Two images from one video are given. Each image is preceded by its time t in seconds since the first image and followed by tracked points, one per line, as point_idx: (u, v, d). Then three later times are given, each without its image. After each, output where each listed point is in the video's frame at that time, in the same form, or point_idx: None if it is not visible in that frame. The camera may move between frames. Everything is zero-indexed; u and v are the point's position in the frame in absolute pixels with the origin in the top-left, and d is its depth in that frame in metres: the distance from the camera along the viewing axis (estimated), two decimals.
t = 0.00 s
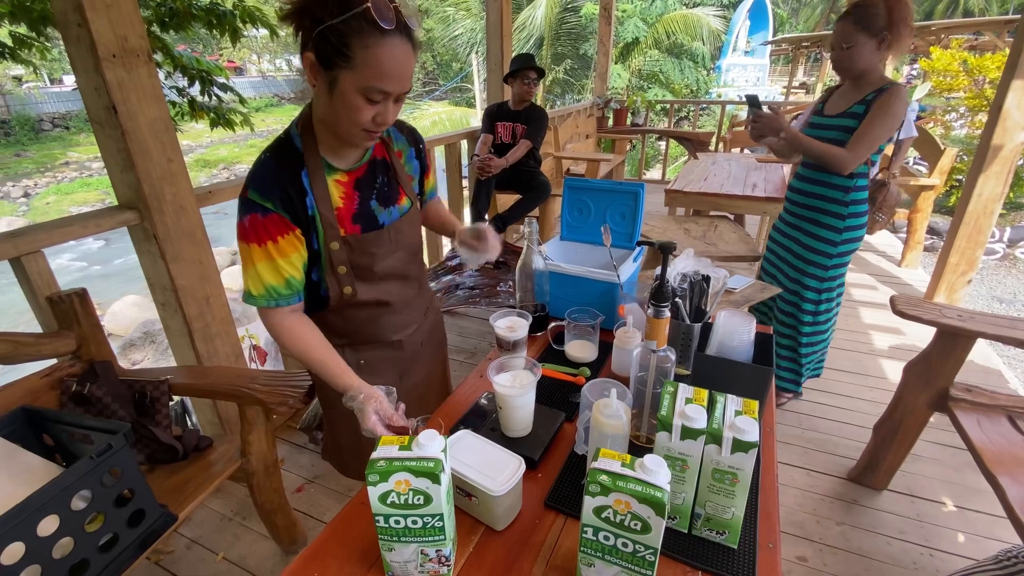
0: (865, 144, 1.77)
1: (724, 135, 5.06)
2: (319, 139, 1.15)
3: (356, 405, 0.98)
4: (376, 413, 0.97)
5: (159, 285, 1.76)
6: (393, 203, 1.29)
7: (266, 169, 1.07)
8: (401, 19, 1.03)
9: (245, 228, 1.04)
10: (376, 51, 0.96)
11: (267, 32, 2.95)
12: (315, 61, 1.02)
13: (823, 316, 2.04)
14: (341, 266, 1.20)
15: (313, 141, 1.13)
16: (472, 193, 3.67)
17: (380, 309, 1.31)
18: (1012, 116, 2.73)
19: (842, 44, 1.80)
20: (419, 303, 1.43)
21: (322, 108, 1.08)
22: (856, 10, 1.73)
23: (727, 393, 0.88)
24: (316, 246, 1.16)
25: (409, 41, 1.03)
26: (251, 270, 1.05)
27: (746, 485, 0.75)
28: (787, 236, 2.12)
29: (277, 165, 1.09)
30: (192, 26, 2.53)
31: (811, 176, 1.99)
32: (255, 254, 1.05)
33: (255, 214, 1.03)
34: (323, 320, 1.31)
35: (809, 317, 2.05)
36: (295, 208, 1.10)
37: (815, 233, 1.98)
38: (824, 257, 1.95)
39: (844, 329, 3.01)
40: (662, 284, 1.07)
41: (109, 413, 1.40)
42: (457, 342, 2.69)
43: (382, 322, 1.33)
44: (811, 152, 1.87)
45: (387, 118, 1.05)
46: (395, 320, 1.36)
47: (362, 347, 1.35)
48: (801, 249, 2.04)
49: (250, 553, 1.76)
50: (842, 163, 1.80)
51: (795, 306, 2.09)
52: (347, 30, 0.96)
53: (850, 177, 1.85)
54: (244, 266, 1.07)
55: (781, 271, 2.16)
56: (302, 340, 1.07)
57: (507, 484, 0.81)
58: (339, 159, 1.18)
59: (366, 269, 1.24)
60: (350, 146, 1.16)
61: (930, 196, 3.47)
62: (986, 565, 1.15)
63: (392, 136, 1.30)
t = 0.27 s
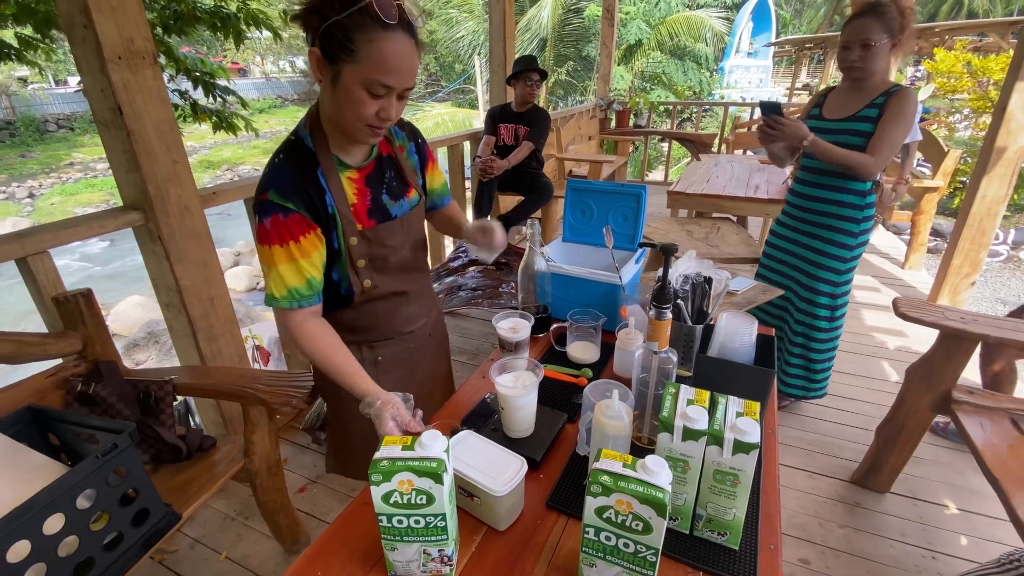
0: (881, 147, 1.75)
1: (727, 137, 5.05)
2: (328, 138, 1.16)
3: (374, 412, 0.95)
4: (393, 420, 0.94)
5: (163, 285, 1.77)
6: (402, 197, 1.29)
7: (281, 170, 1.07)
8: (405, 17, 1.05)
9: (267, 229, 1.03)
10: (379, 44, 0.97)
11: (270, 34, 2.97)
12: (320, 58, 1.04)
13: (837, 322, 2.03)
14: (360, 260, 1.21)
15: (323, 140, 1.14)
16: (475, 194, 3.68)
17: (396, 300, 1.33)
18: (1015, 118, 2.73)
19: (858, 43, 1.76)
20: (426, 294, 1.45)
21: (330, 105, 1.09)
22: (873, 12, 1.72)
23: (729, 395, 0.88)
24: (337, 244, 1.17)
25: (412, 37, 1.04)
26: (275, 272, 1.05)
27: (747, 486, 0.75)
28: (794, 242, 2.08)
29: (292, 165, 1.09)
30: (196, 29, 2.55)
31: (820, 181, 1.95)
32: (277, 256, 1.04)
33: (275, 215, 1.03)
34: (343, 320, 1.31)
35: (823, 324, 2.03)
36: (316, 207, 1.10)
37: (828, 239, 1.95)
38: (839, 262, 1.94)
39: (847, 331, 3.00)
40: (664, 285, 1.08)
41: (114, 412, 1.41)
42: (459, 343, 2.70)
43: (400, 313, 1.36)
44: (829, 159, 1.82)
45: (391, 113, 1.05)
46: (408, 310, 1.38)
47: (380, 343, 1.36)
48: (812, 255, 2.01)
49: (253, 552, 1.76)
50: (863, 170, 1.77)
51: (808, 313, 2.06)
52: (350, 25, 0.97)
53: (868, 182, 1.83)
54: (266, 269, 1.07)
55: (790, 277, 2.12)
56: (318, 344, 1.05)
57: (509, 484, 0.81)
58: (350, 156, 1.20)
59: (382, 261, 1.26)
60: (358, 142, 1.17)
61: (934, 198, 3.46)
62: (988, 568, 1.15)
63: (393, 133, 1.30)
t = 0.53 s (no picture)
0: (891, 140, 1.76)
1: (730, 137, 5.04)
2: (331, 144, 1.15)
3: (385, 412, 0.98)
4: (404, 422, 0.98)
5: (166, 284, 1.78)
6: (400, 213, 1.26)
7: (278, 168, 1.08)
8: (412, 22, 1.04)
9: (261, 226, 1.05)
10: (385, 50, 0.97)
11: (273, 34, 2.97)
12: (327, 62, 1.04)
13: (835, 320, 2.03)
14: (350, 265, 1.22)
15: (326, 145, 1.14)
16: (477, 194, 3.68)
17: (387, 307, 1.34)
18: (1020, 118, 2.72)
19: (862, 43, 1.73)
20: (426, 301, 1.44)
21: (336, 110, 1.09)
22: (876, 10, 1.69)
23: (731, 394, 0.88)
24: (327, 248, 1.18)
25: (419, 43, 1.04)
26: (272, 269, 1.07)
27: (750, 486, 0.75)
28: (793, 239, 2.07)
29: (291, 165, 1.10)
30: (199, 29, 2.56)
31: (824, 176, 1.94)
32: (273, 252, 1.07)
33: (269, 212, 1.04)
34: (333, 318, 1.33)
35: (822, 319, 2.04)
36: (309, 208, 1.11)
37: (830, 236, 1.95)
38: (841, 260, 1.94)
39: (850, 332, 2.99)
40: (666, 284, 1.08)
41: (117, 410, 1.41)
42: (461, 343, 2.70)
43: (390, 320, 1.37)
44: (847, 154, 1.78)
45: (396, 119, 1.05)
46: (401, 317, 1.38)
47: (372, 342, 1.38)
48: (812, 252, 2.01)
49: (255, 551, 1.77)
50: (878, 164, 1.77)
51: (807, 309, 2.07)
52: (356, 30, 0.97)
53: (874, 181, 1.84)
54: (261, 266, 1.09)
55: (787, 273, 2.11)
56: (325, 346, 1.09)
57: (510, 483, 0.81)
58: (351, 164, 1.18)
59: (375, 269, 1.26)
60: (361, 151, 1.16)
61: (937, 198, 3.45)
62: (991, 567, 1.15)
63: (400, 146, 1.24)
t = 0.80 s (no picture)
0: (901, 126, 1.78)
1: (732, 137, 5.04)
2: (328, 149, 1.15)
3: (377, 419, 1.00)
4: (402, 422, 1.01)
5: (170, 285, 1.78)
6: (398, 220, 1.26)
7: (274, 173, 1.09)
8: (414, 30, 1.04)
9: (253, 230, 1.06)
10: (385, 59, 0.97)
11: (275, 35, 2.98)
12: (326, 70, 1.04)
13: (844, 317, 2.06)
14: (342, 272, 1.22)
15: (324, 151, 1.15)
16: (479, 194, 3.68)
17: (382, 314, 1.33)
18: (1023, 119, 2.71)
19: (866, 42, 1.73)
20: (422, 308, 1.42)
21: (334, 117, 1.09)
22: (879, 10, 1.69)
23: (735, 395, 0.88)
24: (320, 253, 1.18)
25: (420, 51, 1.04)
26: (262, 274, 1.09)
27: (753, 487, 0.75)
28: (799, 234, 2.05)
29: (287, 170, 1.10)
30: (202, 30, 2.56)
31: (835, 164, 1.91)
32: (263, 257, 1.07)
33: (261, 217, 1.05)
34: (326, 321, 1.33)
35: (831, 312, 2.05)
36: (303, 215, 1.11)
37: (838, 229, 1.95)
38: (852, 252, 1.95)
39: (853, 332, 2.99)
40: (670, 285, 1.07)
41: (120, 410, 1.41)
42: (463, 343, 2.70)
43: (385, 325, 1.36)
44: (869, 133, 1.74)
45: (395, 129, 1.05)
46: (397, 322, 1.37)
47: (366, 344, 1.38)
48: (820, 246, 2.00)
49: (258, 551, 1.77)
50: (896, 147, 1.75)
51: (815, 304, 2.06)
52: (356, 38, 0.97)
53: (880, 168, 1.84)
54: (253, 270, 1.10)
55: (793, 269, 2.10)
56: (316, 351, 1.10)
57: (513, 484, 0.81)
58: (349, 171, 1.18)
59: (369, 277, 1.26)
60: (360, 158, 1.16)
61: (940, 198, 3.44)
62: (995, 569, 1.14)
63: (401, 152, 1.24)
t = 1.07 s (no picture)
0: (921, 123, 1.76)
1: (736, 136, 5.02)
2: (338, 147, 1.15)
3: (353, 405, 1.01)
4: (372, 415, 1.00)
5: (175, 284, 1.78)
6: (408, 219, 1.26)
7: (282, 172, 1.09)
8: (427, 30, 1.04)
9: (260, 229, 1.06)
10: (397, 59, 0.97)
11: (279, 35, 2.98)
12: (338, 68, 1.04)
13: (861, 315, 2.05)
14: (353, 271, 1.21)
15: (332, 150, 1.14)
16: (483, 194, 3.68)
17: (390, 313, 1.33)
18: None
19: (879, 42, 1.72)
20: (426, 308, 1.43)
21: (345, 115, 1.09)
22: (895, 9, 1.67)
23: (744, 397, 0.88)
24: (328, 252, 1.18)
25: (433, 51, 1.03)
26: (264, 272, 1.08)
27: (763, 489, 0.74)
28: (817, 232, 2.06)
29: (296, 169, 1.10)
30: (206, 29, 2.56)
31: (851, 156, 1.92)
32: (266, 255, 1.07)
33: (268, 216, 1.05)
34: (336, 322, 1.32)
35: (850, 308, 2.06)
36: (310, 214, 1.12)
37: (856, 224, 1.96)
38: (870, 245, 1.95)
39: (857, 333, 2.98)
40: (677, 286, 1.07)
41: (126, 410, 1.42)
42: (466, 343, 2.70)
43: (393, 324, 1.36)
44: (887, 125, 1.74)
45: (405, 128, 1.05)
46: (404, 322, 1.38)
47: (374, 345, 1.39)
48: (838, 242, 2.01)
49: (262, 550, 1.77)
50: (914, 142, 1.74)
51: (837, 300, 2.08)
52: (368, 37, 0.97)
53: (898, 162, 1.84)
54: (257, 267, 1.10)
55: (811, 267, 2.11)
56: (314, 353, 1.11)
57: (522, 484, 0.81)
58: (358, 169, 1.18)
59: (378, 275, 1.26)
60: (370, 156, 1.16)
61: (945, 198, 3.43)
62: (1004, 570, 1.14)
63: (410, 150, 1.24)
